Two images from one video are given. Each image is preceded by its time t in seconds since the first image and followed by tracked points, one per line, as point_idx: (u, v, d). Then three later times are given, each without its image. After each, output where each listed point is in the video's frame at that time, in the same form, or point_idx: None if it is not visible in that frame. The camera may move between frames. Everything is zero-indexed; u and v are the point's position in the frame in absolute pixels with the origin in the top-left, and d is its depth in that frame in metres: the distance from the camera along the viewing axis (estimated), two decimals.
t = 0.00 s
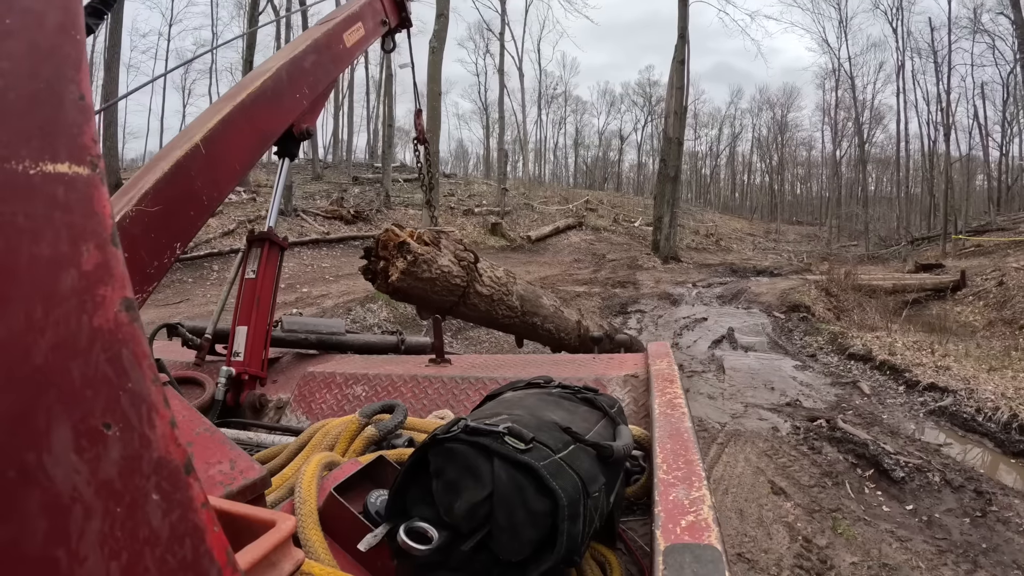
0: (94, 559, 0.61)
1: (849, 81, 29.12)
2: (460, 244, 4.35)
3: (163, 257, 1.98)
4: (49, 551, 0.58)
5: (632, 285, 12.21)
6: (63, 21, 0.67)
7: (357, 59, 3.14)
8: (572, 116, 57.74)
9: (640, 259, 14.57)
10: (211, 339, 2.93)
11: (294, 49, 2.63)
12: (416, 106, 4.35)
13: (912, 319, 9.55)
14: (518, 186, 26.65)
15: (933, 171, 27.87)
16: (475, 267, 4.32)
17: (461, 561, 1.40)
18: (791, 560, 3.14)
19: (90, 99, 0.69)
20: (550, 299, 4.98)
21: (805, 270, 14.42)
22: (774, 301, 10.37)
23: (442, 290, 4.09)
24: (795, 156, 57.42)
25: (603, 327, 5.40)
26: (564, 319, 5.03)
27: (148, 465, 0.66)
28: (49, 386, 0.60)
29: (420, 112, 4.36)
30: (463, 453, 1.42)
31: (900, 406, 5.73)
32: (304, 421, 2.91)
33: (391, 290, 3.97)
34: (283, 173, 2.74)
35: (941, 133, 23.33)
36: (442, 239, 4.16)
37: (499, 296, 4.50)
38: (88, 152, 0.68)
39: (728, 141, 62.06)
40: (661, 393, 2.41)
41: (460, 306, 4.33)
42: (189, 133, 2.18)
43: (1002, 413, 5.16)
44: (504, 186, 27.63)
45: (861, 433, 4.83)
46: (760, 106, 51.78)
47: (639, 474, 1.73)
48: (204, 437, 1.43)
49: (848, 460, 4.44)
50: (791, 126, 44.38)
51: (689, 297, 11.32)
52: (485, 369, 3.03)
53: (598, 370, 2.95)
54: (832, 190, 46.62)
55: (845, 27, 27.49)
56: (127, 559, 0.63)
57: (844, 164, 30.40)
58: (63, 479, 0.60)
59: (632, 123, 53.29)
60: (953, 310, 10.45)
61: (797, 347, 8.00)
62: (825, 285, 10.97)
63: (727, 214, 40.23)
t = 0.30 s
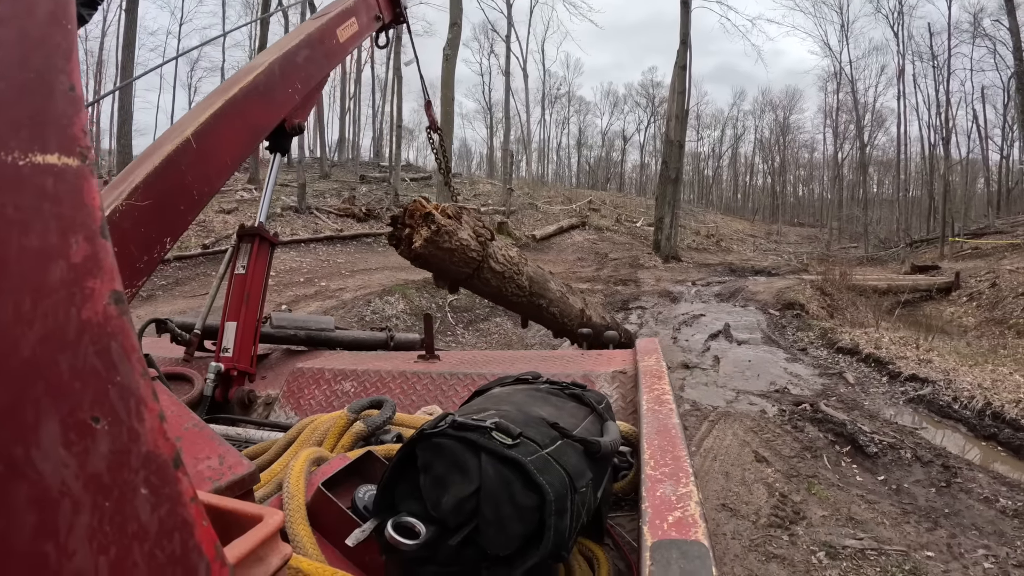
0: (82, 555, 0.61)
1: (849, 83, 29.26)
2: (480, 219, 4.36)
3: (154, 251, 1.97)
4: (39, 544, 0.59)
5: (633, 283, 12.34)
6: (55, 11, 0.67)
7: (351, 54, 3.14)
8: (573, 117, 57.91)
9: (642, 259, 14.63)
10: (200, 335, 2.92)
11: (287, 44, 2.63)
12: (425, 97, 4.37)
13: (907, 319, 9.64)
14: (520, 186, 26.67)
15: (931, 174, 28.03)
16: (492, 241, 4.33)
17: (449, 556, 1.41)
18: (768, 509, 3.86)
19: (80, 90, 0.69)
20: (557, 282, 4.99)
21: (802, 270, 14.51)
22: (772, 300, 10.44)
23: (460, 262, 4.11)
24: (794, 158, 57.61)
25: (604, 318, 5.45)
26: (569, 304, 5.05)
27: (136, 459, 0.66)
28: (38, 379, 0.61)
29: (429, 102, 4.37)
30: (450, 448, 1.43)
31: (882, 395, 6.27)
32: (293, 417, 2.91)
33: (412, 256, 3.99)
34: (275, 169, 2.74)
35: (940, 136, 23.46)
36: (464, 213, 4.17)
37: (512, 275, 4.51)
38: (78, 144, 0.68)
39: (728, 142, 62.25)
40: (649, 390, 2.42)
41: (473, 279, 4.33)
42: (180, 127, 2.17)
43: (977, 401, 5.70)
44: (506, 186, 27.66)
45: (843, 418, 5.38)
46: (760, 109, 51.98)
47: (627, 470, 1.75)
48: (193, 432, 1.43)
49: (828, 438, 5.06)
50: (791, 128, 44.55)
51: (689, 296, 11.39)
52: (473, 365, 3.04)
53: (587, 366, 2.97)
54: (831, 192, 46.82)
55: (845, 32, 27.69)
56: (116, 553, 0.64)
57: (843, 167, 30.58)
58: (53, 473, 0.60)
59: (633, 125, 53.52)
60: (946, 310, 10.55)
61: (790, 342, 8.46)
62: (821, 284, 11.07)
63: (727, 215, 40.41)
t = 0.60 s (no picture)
0: (75, 560, 0.61)
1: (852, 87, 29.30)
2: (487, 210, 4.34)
3: (148, 254, 1.97)
4: (31, 550, 0.58)
5: (634, 283, 12.37)
6: (52, 13, 0.67)
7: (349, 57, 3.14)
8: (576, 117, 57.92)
9: (643, 259, 14.67)
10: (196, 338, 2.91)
11: (284, 47, 2.63)
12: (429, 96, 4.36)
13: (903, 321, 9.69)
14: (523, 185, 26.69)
15: (932, 178, 28.09)
16: (500, 232, 4.31)
17: (444, 562, 1.41)
18: (752, 482, 4.32)
19: (77, 92, 0.69)
20: (559, 276, 4.98)
21: (800, 271, 14.56)
22: (771, 301, 10.49)
23: (469, 251, 4.08)
24: (794, 161, 57.74)
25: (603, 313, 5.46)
26: (569, 300, 5.06)
27: (130, 464, 0.66)
28: (33, 383, 0.60)
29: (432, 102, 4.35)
30: (445, 454, 1.42)
31: (867, 388, 6.72)
32: (287, 421, 2.90)
33: (422, 245, 3.94)
34: (271, 171, 2.73)
35: (941, 140, 23.50)
36: (473, 203, 4.15)
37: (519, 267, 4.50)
38: (73, 147, 0.68)
39: (730, 143, 62.29)
40: (644, 396, 2.42)
41: (481, 270, 4.31)
42: (176, 130, 2.17)
43: (956, 393, 6.13)
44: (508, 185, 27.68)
45: (827, 408, 5.83)
46: (761, 111, 52.02)
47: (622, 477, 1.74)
48: (187, 436, 1.42)
49: (811, 425, 5.49)
50: (792, 131, 44.63)
51: (689, 297, 11.43)
52: (469, 371, 3.03)
53: (583, 372, 2.96)
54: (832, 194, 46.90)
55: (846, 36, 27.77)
56: (109, 558, 0.63)
57: (844, 169, 30.63)
58: (45, 477, 0.60)
59: (635, 127, 53.61)
60: (942, 312, 10.60)
61: (783, 339, 8.78)
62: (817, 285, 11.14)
63: (728, 216, 40.48)
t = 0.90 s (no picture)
0: (76, 548, 0.61)
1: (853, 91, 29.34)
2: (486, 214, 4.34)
3: (152, 245, 1.97)
4: (32, 538, 0.59)
5: (636, 282, 12.42)
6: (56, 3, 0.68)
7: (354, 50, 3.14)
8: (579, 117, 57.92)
9: (645, 259, 14.71)
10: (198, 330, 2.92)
11: (290, 39, 2.63)
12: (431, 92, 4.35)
13: (899, 323, 9.74)
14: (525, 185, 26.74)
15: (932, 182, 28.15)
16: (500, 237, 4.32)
17: (443, 555, 1.42)
18: (742, 457, 4.83)
19: (80, 82, 0.70)
20: (555, 279, 4.99)
21: (799, 272, 14.62)
22: (768, 302, 10.54)
23: (471, 257, 4.09)
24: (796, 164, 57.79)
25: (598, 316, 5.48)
26: (565, 302, 5.05)
27: (131, 453, 0.67)
28: (35, 372, 0.61)
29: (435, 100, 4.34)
30: (447, 448, 1.43)
31: (857, 382, 7.00)
32: (288, 413, 2.90)
33: (423, 252, 3.92)
34: (276, 164, 2.74)
35: (942, 145, 23.56)
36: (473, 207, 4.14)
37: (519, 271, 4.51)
38: (77, 136, 0.68)
39: (732, 145, 62.33)
40: (645, 392, 2.42)
41: (482, 275, 4.30)
42: (181, 121, 2.18)
43: (941, 388, 6.38)
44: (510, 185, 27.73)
45: (816, 398, 6.21)
46: (764, 114, 52.02)
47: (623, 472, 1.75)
48: (187, 427, 1.43)
49: (801, 413, 5.91)
50: (795, 134, 44.68)
51: (690, 297, 11.46)
52: (470, 364, 3.04)
53: (583, 367, 2.96)
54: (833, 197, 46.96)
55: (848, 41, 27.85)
56: (110, 547, 0.64)
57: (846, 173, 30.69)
58: (47, 467, 0.60)
59: (638, 129, 53.65)
60: (937, 315, 10.66)
61: (779, 337, 8.91)
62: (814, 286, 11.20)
63: (730, 218, 40.56)
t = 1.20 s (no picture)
0: (90, 551, 0.61)
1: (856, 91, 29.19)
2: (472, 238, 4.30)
3: (162, 251, 1.98)
4: (45, 543, 0.58)
5: (640, 283, 12.38)
6: (65, 12, 0.68)
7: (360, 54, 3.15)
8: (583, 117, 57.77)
9: (647, 261, 14.68)
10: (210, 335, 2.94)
11: (296, 45, 2.64)
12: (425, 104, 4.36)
13: (898, 325, 9.72)
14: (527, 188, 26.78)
15: (936, 183, 28.01)
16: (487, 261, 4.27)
17: (457, 556, 1.42)
18: (743, 446, 4.98)
19: (90, 90, 0.70)
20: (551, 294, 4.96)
21: (799, 275, 14.58)
22: (768, 302, 10.52)
23: (458, 285, 4.05)
24: (801, 164, 57.49)
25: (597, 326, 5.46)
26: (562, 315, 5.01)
27: (144, 457, 0.66)
28: (47, 377, 0.60)
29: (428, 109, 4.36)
30: (459, 449, 1.42)
31: (852, 381, 7.08)
32: (301, 416, 2.91)
33: (407, 285, 3.90)
34: (284, 169, 2.76)
35: (944, 145, 23.46)
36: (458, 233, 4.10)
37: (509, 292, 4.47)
38: (87, 143, 0.68)
39: (736, 145, 62.11)
40: (657, 391, 2.41)
41: (472, 300, 4.27)
42: (190, 127, 2.19)
43: (934, 387, 6.52)
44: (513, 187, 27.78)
45: (811, 392, 6.35)
46: (769, 113, 51.81)
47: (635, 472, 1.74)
48: (201, 431, 1.44)
49: (798, 408, 6.01)
50: (799, 133, 44.48)
51: (694, 298, 11.44)
52: (480, 366, 3.04)
53: (594, 367, 2.95)
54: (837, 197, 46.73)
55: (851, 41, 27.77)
56: (123, 551, 0.64)
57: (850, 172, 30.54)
58: (61, 470, 0.60)
59: (642, 128, 53.51)
60: (935, 318, 10.62)
61: (778, 337, 8.87)
62: (813, 288, 11.18)
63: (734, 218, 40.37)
